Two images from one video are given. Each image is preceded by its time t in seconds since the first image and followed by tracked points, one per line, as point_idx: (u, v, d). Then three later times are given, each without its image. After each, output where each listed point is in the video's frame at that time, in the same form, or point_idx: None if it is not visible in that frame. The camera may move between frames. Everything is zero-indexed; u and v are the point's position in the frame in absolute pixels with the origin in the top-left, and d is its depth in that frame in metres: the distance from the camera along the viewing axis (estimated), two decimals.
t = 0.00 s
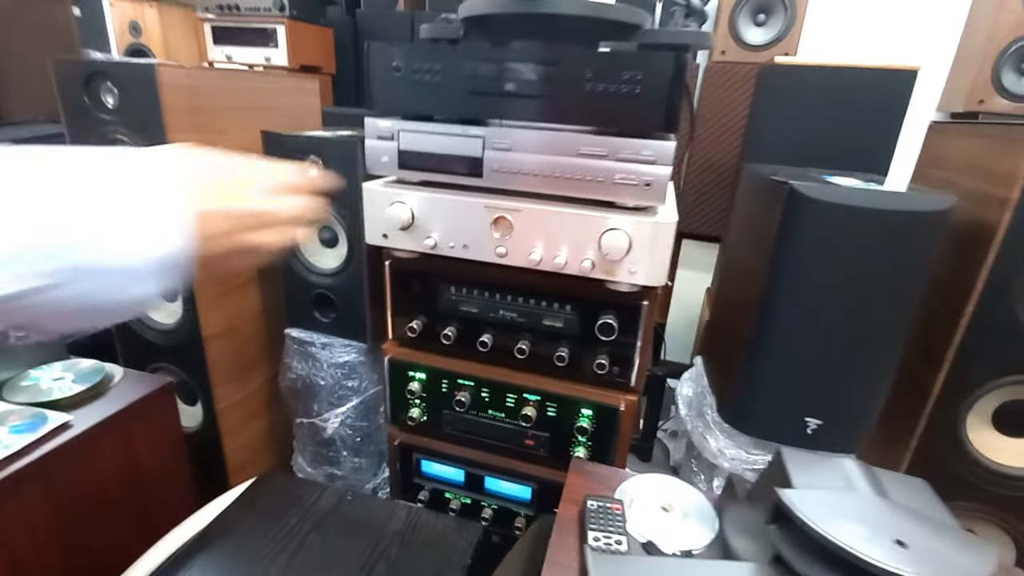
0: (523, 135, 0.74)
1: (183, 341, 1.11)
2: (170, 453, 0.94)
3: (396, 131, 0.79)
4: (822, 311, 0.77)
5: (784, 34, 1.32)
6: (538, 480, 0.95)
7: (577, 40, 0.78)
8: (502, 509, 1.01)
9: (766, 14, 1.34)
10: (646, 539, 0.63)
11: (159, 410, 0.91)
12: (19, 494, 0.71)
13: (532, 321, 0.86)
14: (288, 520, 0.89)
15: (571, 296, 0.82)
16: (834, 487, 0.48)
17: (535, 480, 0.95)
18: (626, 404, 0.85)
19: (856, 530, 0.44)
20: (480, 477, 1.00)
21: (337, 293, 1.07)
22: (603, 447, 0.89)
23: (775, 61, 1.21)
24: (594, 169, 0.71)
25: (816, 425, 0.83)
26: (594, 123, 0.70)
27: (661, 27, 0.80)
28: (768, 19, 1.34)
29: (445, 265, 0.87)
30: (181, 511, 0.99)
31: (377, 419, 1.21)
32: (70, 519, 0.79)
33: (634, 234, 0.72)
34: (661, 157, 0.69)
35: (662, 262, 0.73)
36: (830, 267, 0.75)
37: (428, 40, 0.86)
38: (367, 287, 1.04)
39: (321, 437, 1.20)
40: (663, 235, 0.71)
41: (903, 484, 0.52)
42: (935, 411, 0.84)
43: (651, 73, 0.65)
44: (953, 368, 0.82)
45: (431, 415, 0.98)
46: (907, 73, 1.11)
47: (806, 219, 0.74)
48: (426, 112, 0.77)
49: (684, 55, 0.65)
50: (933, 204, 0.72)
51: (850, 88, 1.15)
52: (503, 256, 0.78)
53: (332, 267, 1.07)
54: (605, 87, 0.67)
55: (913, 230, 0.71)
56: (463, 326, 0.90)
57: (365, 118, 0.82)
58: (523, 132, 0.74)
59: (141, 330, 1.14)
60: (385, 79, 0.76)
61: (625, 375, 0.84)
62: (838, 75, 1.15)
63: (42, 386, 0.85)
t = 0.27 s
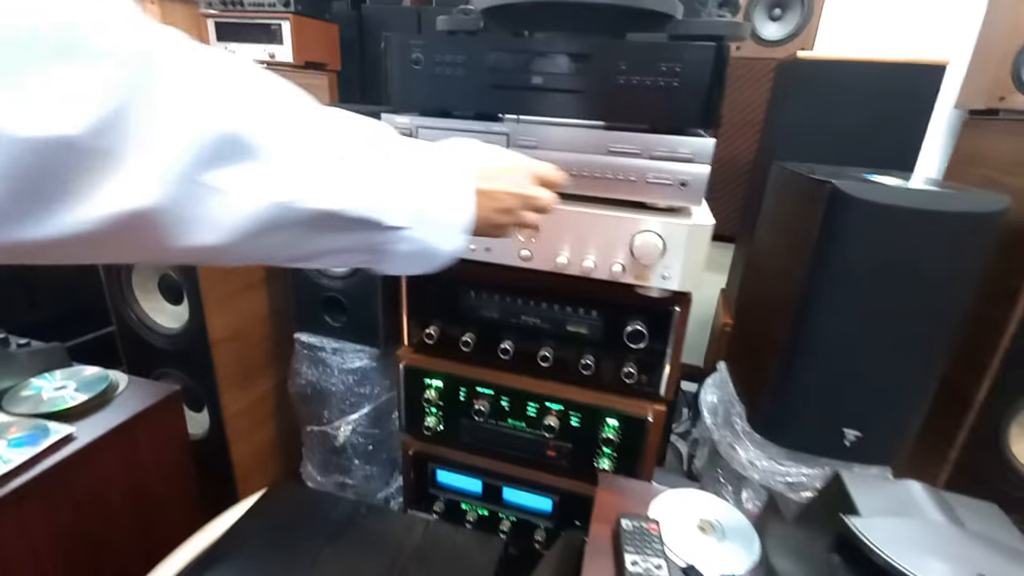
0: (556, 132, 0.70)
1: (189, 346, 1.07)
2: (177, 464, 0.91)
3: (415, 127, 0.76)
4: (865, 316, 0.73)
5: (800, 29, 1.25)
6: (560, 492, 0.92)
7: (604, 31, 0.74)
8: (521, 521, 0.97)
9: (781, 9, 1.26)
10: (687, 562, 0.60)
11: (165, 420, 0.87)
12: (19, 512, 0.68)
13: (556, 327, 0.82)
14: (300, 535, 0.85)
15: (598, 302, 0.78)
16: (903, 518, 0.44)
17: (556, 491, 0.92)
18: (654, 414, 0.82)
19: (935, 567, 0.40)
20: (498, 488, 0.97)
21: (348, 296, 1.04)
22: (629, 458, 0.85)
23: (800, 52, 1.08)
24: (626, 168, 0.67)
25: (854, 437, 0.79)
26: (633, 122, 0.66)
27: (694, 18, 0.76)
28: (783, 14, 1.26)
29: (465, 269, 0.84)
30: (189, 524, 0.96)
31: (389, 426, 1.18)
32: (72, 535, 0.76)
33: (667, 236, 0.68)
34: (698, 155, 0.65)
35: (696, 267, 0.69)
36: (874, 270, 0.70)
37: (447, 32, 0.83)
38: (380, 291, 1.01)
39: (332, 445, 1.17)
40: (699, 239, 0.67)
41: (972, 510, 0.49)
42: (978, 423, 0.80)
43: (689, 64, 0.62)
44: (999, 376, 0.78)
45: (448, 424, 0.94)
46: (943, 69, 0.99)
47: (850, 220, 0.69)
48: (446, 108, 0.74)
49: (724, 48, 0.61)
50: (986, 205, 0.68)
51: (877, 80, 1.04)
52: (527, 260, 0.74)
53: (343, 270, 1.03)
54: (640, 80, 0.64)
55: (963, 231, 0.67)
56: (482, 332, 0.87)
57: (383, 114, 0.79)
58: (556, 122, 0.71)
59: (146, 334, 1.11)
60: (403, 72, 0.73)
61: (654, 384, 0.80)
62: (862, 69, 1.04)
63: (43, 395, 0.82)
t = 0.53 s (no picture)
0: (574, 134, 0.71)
1: (200, 358, 1.06)
2: (193, 480, 0.90)
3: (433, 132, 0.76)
4: (895, 317, 0.71)
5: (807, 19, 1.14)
6: (582, 500, 0.90)
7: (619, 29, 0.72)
8: (542, 529, 0.96)
9: None
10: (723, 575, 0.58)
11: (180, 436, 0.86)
12: (37, 535, 0.67)
13: (576, 333, 0.81)
14: (320, 549, 0.84)
15: (620, 307, 0.77)
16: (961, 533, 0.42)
17: (578, 499, 0.91)
18: (678, 420, 0.80)
19: None
20: (518, 496, 0.95)
21: (361, 305, 1.02)
22: (653, 465, 0.84)
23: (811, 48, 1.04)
24: (649, 170, 0.66)
25: (883, 439, 0.77)
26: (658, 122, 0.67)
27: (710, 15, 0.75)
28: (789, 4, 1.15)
29: (482, 277, 0.82)
30: (205, 539, 0.95)
31: (404, 434, 1.16)
32: (91, 556, 0.75)
33: (692, 240, 0.66)
34: (724, 155, 0.64)
35: (723, 270, 0.67)
36: (905, 270, 0.69)
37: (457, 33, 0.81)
38: (394, 298, 0.99)
39: (348, 454, 1.16)
40: (725, 242, 0.66)
41: None
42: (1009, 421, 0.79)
43: (714, 64, 0.63)
44: None
45: (466, 433, 0.93)
46: (954, 60, 0.97)
47: (879, 220, 0.68)
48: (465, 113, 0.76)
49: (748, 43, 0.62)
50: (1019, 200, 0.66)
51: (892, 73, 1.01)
52: (548, 266, 0.73)
53: (356, 277, 1.01)
54: (664, 81, 0.65)
55: (997, 228, 0.66)
56: (500, 340, 0.85)
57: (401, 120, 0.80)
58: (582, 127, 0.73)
59: (156, 347, 1.09)
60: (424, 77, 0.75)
61: (678, 390, 0.79)
62: (876, 64, 1.01)
63: (56, 415, 0.81)
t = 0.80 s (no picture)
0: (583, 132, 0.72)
1: (202, 372, 1.04)
2: (201, 495, 0.89)
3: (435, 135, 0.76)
4: (904, 305, 0.71)
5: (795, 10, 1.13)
6: (596, 500, 0.90)
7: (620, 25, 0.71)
8: (555, 530, 0.95)
9: None
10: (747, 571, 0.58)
11: (186, 452, 0.85)
12: (50, 559, 0.66)
13: (586, 333, 0.80)
14: (335, 560, 0.84)
15: (630, 306, 0.77)
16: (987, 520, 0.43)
17: (592, 499, 0.90)
18: (690, 416, 0.80)
19: None
20: (531, 497, 0.95)
21: (364, 312, 1.01)
22: (666, 462, 0.84)
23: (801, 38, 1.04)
24: (656, 167, 0.66)
25: (895, 426, 0.78)
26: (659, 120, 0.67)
27: (707, 9, 0.74)
28: None
29: (489, 280, 0.82)
30: (216, 553, 0.94)
31: (411, 439, 1.16)
32: None
33: (703, 236, 0.66)
34: (732, 150, 0.64)
35: (733, 265, 0.67)
36: (912, 258, 0.69)
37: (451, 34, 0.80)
38: (398, 304, 0.98)
39: (355, 462, 1.15)
40: (735, 237, 0.65)
41: None
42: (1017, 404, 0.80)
43: (721, 56, 0.62)
44: None
45: (477, 437, 0.92)
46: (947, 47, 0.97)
47: (887, 208, 0.68)
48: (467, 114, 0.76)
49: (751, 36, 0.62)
50: None
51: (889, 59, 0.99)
52: (556, 267, 0.72)
53: (358, 285, 1.00)
54: (669, 77, 0.65)
55: (1005, 214, 0.66)
56: (509, 343, 0.85)
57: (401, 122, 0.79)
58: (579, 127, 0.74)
59: (156, 362, 1.07)
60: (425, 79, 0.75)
61: (690, 386, 0.79)
62: (871, 53, 1.00)
63: (58, 437, 0.79)
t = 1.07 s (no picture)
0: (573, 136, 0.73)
1: (182, 387, 1.00)
2: (190, 513, 0.88)
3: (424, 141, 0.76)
4: (880, 297, 0.75)
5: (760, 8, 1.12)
6: (591, 497, 0.91)
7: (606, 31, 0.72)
8: (551, 529, 0.96)
9: None
10: (745, 559, 0.60)
11: (173, 471, 0.84)
12: None
13: (578, 333, 0.82)
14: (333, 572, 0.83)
15: (621, 305, 0.78)
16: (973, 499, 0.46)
17: (586, 496, 0.91)
18: (681, 410, 0.82)
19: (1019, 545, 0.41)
20: (526, 498, 0.95)
21: (351, 319, 1.00)
22: (659, 456, 0.85)
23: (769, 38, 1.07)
24: (647, 169, 0.68)
25: (874, 413, 0.81)
26: (648, 122, 0.69)
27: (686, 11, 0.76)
28: None
29: (482, 284, 0.82)
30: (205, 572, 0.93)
31: (402, 445, 1.15)
32: None
33: (691, 235, 0.67)
34: (719, 152, 0.66)
35: (722, 264, 0.69)
36: (888, 250, 0.72)
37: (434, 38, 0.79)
38: (386, 310, 0.98)
39: (345, 471, 1.13)
40: (723, 236, 0.67)
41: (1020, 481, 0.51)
42: (983, 384, 0.84)
43: (706, 62, 0.65)
44: (1002, 341, 0.82)
45: (471, 441, 0.92)
46: (908, 44, 1.01)
47: (863, 205, 0.71)
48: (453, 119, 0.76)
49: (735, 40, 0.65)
50: (989, 180, 0.71)
51: (859, 59, 1.03)
52: (548, 270, 0.73)
53: (344, 292, 0.99)
54: (657, 81, 0.67)
55: (970, 206, 0.70)
56: (502, 346, 0.85)
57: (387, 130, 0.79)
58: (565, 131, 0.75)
59: (133, 378, 1.03)
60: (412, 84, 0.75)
61: (681, 381, 0.81)
62: (840, 51, 1.04)
63: (35, 462, 0.75)
